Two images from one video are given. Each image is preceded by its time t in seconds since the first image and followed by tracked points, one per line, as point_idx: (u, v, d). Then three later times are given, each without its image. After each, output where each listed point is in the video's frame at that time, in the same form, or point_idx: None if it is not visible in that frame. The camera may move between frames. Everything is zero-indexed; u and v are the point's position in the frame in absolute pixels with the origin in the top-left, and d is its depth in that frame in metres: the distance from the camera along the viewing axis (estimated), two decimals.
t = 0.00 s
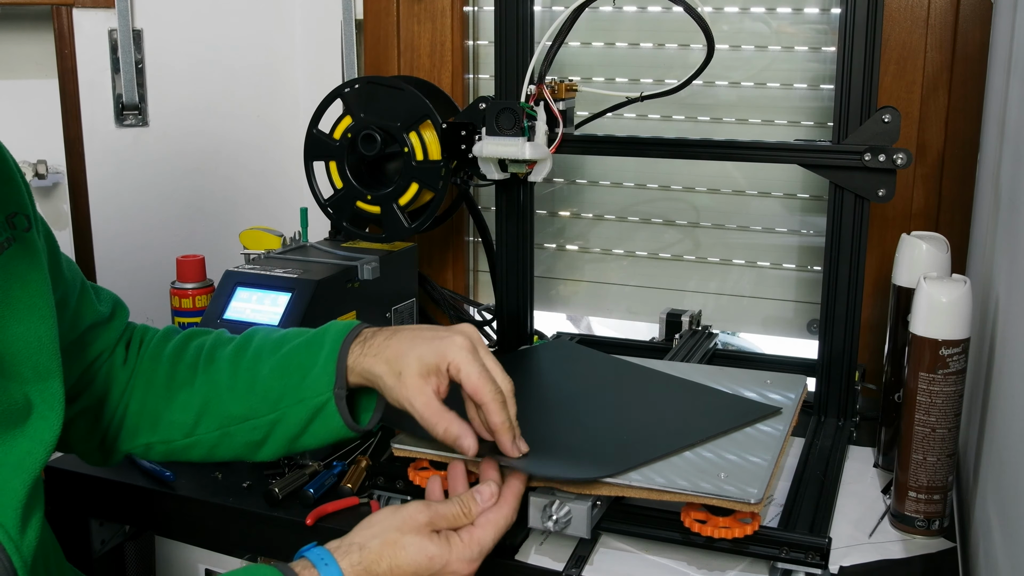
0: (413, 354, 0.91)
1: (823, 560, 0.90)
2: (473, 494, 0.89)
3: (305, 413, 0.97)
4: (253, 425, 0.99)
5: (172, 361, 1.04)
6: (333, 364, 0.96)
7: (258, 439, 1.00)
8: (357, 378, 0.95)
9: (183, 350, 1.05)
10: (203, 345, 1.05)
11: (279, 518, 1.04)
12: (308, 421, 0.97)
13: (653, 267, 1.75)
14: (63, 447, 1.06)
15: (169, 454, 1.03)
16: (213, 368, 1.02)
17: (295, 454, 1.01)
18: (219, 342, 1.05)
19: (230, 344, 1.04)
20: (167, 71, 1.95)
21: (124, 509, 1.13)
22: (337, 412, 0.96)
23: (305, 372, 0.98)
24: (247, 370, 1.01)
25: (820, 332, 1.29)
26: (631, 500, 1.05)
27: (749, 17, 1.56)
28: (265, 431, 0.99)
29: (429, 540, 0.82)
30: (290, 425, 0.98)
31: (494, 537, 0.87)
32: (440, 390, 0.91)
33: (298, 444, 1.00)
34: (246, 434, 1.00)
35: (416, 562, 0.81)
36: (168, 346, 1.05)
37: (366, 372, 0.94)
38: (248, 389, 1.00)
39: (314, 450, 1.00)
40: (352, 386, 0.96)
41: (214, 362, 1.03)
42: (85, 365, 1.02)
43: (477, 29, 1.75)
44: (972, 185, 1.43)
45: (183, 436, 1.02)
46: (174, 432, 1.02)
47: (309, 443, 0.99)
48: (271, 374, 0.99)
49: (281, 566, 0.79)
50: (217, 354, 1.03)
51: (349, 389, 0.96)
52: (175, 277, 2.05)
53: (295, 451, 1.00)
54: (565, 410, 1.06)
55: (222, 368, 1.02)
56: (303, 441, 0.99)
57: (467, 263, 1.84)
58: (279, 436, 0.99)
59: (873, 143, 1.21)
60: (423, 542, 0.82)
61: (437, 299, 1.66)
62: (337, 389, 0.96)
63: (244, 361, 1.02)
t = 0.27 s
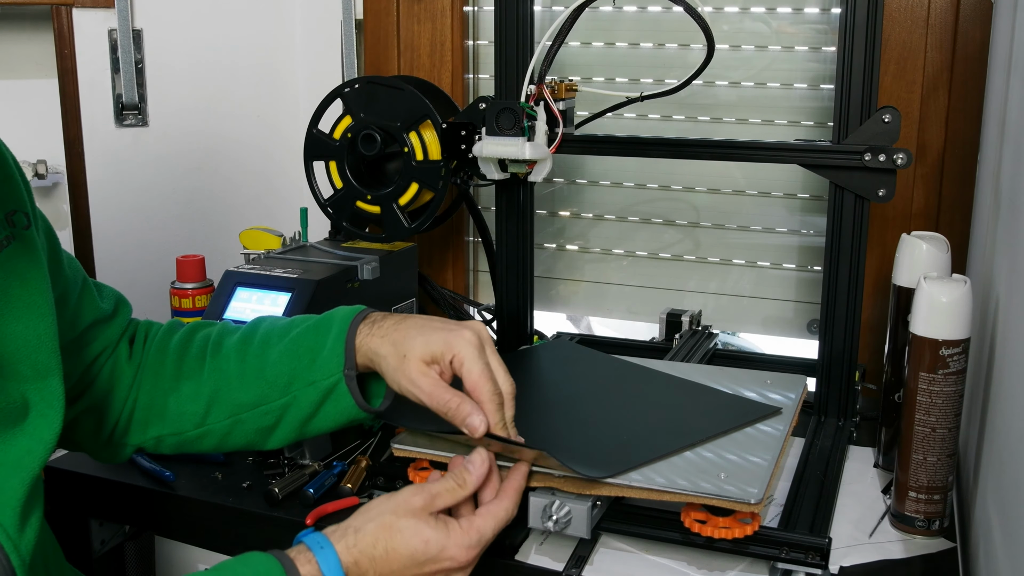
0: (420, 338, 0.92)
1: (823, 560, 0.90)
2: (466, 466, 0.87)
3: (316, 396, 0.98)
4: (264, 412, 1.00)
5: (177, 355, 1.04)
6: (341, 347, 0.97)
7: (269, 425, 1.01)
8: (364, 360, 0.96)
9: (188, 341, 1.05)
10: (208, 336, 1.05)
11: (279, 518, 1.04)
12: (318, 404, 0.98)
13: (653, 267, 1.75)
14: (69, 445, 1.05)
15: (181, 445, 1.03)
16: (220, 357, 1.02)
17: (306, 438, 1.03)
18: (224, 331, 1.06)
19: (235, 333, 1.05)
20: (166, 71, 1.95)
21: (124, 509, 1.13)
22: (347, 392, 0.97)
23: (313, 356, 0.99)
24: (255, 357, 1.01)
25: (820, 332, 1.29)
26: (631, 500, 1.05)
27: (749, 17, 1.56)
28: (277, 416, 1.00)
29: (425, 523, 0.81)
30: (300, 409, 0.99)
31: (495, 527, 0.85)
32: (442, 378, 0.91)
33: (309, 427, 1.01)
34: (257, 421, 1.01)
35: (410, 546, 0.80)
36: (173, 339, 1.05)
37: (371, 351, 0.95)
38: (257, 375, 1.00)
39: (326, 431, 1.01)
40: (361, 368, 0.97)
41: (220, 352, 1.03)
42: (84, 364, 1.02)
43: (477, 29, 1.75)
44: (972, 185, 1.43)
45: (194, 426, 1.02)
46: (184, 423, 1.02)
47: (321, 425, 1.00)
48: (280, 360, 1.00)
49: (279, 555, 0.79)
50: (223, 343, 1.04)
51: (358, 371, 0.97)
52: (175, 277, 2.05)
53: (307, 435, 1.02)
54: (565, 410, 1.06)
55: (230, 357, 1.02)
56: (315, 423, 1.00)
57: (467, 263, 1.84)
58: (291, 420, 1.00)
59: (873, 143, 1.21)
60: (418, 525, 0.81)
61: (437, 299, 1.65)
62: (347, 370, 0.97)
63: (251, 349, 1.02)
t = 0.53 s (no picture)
0: (422, 332, 0.93)
1: (823, 559, 0.90)
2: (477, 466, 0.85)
3: (318, 396, 0.99)
4: (265, 409, 1.00)
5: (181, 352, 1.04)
6: (344, 347, 0.98)
7: (270, 425, 1.01)
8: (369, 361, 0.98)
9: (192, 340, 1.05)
10: (213, 335, 1.05)
11: (279, 518, 1.04)
12: (321, 404, 0.99)
13: (653, 267, 1.75)
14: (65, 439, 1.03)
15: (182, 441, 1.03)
16: (224, 355, 1.03)
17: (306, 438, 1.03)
18: (228, 331, 1.06)
19: (240, 333, 1.05)
20: (167, 71, 1.95)
21: (124, 509, 1.13)
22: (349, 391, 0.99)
23: (318, 356, 1.00)
24: (260, 356, 1.02)
25: (820, 332, 1.29)
26: (631, 500, 1.05)
27: (749, 17, 1.56)
28: (280, 415, 1.00)
29: (426, 511, 0.80)
30: (302, 408, 1.00)
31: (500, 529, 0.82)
32: (449, 366, 0.93)
33: (311, 427, 1.01)
34: (260, 419, 1.01)
35: (408, 532, 0.79)
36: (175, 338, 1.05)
37: (377, 353, 0.96)
38: (260, 373, 1.01)
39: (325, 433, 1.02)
40: (363, 369, 0.99)
41: (225, 350, 1.03)
42: (79, 356, 0.99)
43: (477, 29, 1.75)
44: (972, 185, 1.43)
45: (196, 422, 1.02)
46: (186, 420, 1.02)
47: (321, 426, 1.01)
48: (285, 361, 1.00)
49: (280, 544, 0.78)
50: (228, 342, 1.04)
51: (361, 372, 0.99)
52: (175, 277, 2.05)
53: (308, 435, 1.02)
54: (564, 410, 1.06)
55: (234, 356, 1.02)
56: (316, 424, 1.01)
57: (467, 263, 1.84)
58: (292, 420, 1.01)
59: (873, 143, 1.21)
60: (420, 513, 0.80)
61: (437, 299, 1.65)
62: (349, 370, 0.98)
63: (256, 348, 1.02)
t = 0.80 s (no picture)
0: (411, 159, 0.87)
1: (823, 559, 0.90)
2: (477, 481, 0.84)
3: (328, 283, 0.94)
4: (284, 319, 0.97)
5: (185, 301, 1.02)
6: (339, 230, 0.92)
7: (292, 328, 0.98)
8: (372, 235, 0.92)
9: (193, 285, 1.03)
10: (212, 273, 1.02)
11: (279, 518, 1.04)
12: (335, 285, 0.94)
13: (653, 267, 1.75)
14: (99, 417, 1.04)
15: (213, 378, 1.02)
16: (228, 287, 1.00)
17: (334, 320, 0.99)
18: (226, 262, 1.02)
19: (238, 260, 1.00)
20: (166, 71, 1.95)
21: (124, 509, 1.13)
22: (359, 264, 0.93)
23: (315, 248, 0.93)
24: (259, 276, 0.97)
25: (820, 332, 1.29)
26: (631, 500, 1.05)
27: (749, 17, 1.56)
28: (299, 317, 0.96)
29: (424, 526, 0.80)
30: (316, 304, 0.95)
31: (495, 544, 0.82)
32: (446, 168, 0.86)
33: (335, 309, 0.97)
34: (283, 326, 0.97)
35: (405, 545, 0.79)
36: (173, 291, 1.03)
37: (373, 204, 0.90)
38: (265, 286, 0.96)
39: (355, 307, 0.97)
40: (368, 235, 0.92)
41: (229, 282, 1.00)
42: (78, 335, 0.97)
43: (477, 29, 1.73)
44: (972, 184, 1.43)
45: (217, 364, 1.01)
46: (216, 357, 1.00)
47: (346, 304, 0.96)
48: (284, 272, 0.95)
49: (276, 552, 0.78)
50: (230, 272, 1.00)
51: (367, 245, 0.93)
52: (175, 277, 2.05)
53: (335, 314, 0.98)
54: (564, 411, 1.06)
55: (239, 286, 0.99)
56: (340, 304, 0.96)
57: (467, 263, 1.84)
58: (315, 312, 0.96)
59: (873, 143, 1.21)
60: (417, 527, 0.79)
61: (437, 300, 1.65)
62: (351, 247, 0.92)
63: (256, 268, 0.98)
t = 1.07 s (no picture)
0: (385, 282, 0.93)
1: (823, 559, 0.90)
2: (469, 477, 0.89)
3: (289, 366, 0.99)
4: (244, 387, 1.00)
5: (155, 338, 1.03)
6: (309, 321, 0.98)
7: (249, 402, 1.01)
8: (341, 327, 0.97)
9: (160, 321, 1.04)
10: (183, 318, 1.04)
11: (279, 518, 1.04)
12: (295, 372, 0.99)
13: (653, 266, 1.75)
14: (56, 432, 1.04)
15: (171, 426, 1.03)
16: (199, 338, 1.02)
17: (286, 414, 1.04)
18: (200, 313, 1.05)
19: (212, 315, 1.04)
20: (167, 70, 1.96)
21: (124, 509, 1.13)
22: (316, 362, 0.99)
23: (283, 329, 0.99)
24: (229, 339, 1.01)
25: (820, 332, 1.29)
26: (631, 500, 1.05)
27: (749, 17, 1.57)
28: (258, 391, 1.00)
29: (414, 520, 0.82)
30: (276, 381, 1.00)
31: (486, 537, 0.85)
32: (417, 301, 0.92)
33: (288, 402, 1.02)
34: (240, 396, 1.01)
35: (396, 538, 0.81)
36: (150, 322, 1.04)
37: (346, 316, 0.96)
38: (231, 349, 1.00)
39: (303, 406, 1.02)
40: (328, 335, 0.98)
41: (199, 332, 1.03)
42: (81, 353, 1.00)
43: (477, 29, 1.75)
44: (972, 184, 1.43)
45: (177, 405, 1.01)
46: (172, 404, 1.02)
47: (299, 398, 1.01)
48: (251, 339, 0.99)
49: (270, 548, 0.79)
50: (200, 325, 1.03)
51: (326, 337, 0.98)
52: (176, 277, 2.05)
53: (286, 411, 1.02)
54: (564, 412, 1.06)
55: (208, 338, 1.02)
56: (294, 396, 1.01)
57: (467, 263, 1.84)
58: (271, 394, 1.01)
59: (873, 143, 1.21)
60: (406, 522, 0.82)
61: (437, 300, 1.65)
62: (315, 337, 0.98)
63: (227, 329, 1.02)
